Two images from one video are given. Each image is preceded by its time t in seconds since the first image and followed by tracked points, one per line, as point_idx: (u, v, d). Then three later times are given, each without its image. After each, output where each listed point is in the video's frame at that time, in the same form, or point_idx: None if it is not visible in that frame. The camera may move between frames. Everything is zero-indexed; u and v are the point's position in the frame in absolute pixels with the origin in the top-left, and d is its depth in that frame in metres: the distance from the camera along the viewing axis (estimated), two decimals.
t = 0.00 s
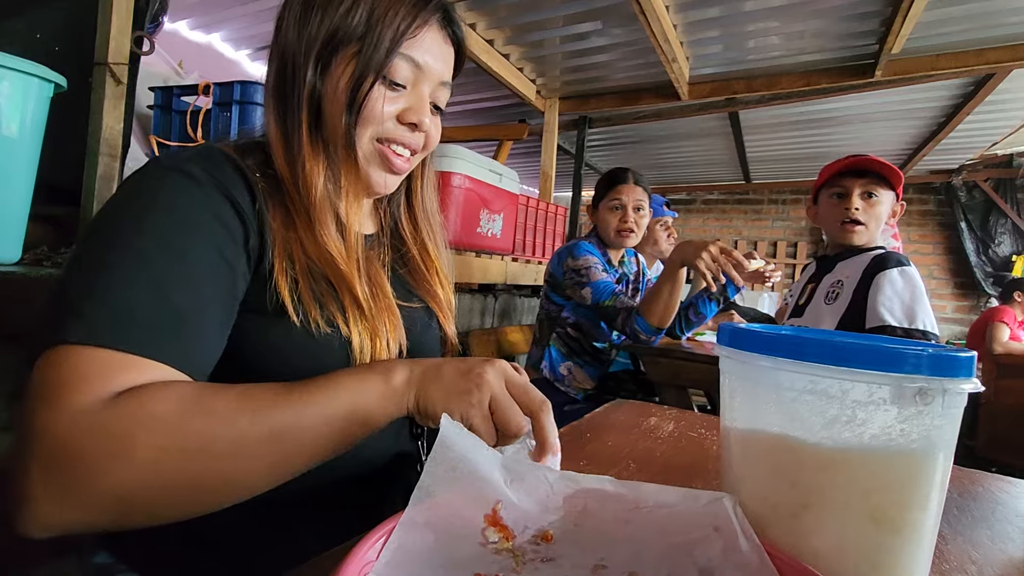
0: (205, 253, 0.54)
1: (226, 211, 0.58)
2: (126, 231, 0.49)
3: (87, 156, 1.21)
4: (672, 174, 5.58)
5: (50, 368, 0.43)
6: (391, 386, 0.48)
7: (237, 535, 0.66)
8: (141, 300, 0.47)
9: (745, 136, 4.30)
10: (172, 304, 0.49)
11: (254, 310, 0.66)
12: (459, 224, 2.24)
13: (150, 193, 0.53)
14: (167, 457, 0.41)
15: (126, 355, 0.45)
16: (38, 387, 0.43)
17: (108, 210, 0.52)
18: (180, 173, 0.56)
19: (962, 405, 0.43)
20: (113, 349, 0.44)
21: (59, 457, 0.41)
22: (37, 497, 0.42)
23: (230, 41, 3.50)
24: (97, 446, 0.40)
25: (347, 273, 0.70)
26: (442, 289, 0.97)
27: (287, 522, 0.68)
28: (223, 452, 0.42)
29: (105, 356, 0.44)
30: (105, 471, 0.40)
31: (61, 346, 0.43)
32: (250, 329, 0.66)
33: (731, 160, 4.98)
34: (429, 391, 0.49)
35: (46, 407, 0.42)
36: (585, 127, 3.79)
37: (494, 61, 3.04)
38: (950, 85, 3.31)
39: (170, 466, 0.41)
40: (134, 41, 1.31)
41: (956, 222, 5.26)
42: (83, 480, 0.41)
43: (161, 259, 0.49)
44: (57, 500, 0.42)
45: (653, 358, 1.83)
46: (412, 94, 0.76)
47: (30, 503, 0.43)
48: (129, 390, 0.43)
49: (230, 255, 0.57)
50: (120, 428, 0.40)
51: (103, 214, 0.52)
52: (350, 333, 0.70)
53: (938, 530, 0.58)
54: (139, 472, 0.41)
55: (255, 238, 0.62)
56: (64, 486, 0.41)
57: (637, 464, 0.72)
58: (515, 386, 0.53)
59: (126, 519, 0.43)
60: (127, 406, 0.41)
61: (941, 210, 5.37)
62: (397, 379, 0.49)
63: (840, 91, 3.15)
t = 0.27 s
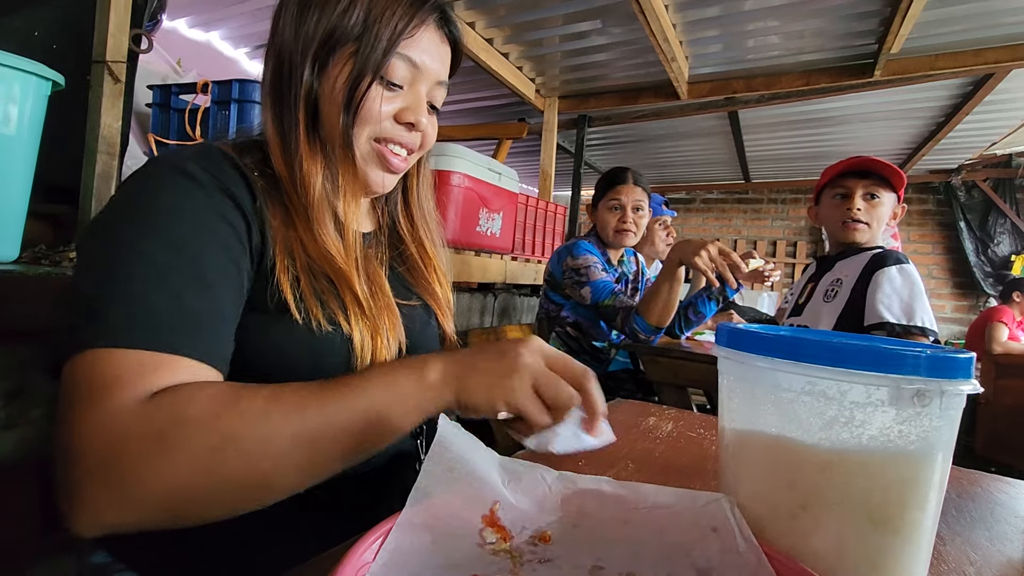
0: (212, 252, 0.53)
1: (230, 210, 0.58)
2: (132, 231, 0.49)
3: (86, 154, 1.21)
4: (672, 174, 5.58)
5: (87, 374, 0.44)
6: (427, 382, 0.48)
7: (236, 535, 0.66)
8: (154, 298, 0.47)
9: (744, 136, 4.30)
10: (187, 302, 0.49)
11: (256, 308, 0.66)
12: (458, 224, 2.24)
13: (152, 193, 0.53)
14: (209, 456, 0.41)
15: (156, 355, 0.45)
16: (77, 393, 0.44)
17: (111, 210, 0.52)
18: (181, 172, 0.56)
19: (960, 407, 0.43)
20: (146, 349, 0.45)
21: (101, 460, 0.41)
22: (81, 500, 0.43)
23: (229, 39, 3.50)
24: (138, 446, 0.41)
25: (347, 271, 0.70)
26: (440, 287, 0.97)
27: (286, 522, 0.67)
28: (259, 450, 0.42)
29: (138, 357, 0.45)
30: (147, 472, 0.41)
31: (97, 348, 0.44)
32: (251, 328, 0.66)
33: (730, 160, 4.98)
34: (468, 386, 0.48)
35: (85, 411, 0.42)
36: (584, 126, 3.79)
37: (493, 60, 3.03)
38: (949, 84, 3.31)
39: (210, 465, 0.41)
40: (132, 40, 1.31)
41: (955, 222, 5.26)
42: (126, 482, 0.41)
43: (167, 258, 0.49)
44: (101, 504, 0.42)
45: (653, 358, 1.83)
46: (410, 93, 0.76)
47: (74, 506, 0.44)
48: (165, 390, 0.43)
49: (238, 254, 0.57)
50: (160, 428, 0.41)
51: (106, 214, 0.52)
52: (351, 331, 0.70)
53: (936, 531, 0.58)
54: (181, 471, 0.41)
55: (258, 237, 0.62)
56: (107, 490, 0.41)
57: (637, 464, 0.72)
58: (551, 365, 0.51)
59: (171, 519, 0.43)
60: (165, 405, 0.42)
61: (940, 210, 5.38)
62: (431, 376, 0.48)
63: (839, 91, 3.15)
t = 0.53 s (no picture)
0: (220, 250, 0.53)
1: (235, 208, 0.58)
2: (140, 228, 0.49)
3: (86, 153, 1.21)
4: (672, 174, 5.58)
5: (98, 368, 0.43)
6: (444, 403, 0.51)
7: (237, 534, 0.66)
8: (170, 297, 0.47)
9: (744, 136, 4.30)
10: (200, 300, 0.49)
11: (258, 306, 0.65)
12: (458, 223, 2.24)
13: (158, 189, 0.53)
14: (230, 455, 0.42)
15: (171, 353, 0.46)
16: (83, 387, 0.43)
17: (117, 207, 0.52)
18: (185, 170, 0.56)
19: (961, 406, 0.43)
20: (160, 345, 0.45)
21: (113, 457, 0.41)
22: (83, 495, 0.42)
23: (228, 39, 3.49)
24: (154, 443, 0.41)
25: (350, 272, 0.70)
26: (439, 286, 0.97)
27: (288, 522, 0.67)
28: (278, 458, 0.43)
29: (153, 354, 0.45)
30: (163, 469, 0.41)
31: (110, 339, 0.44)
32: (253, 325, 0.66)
33: (730, 160, 4.98)
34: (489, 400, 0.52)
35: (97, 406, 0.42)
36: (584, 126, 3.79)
37: (493, 59, 3.03)
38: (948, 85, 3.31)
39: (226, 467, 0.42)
40: (132, 39, 1.31)
41: (954, 222, 5.27)
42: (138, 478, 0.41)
43: (175, 256, 0.49)
44: (110, 500, 0.42)
45: (652, 357, 1.83)
46: (415, 94, 0.76)
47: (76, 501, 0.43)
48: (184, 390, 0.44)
49: (245, 251, 0.57)
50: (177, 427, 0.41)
51: (111, 211, 0.52)
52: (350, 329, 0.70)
53: (936, 530, 0.58)
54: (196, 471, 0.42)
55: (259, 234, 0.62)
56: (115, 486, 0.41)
57: (638, 463, 0.72)
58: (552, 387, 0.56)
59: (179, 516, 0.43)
60: (182, 404, 0.42)
61: (939, 210, 5.38)
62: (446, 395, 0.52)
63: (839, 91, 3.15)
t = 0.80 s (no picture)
0: (218, 253, 0.53)
1: (233, 211, 0.58)
2: (141, 231, 0.49)
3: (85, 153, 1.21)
4: (671, 174, 5.59)
5: (83, 368, 0.43)
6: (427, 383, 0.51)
7: (234, 534, 0.65)
8: (162, 297, 0.47)
9: (743, 136, 4.31)
10: (196, 302, 0.49)
11: (256, 308, 0.66)
12: (457, 223, 2.24)
13: (157, 191, 0.52)
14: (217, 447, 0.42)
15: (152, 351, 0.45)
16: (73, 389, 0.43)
17: (115, 210, 0.51)
18: (184, 171, 0.56)
19: (961, 406, 0.43)
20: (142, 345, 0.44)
21: (102, 457, 0.41)
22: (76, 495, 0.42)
23: (228, 39, 3.49)
24: (139, 440, 0.40)
25: (353, 281, 0.71)
26: (435, 284, 0.98)
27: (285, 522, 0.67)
28: (262, 443, 0.43)
29: (137, 353, 0.44)
30: (151, 466, 0.41)
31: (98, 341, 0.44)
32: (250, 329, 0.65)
33: (730, 160, 4.98)
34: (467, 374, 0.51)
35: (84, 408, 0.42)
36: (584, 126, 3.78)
37: (493, 59, 3.03)
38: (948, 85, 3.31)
39: (215, 459, 0.42)
40: (132, 39, 1.31)
41: (953, 222, 5.27)
42: (129, 475, 0.41)
43: (175, 258, 0.49)
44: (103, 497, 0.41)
45: (652, 358, 1.83)
46: (428, 100, 0.76)
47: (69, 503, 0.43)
48: (160, 385, 0.43)
49: (242, 253, 0.58)
50: (160, 424, 0.41)
51: (110, 212, 0.52)
52: (355, 337, 0.71)
53: (936, 530, 0.58)
54: (186, 467, 0.41)
55: (260, 236, 0.62)
56: (105, 484, 0.41)
57: (638, 463, 0.72)
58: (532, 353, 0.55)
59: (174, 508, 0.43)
60: (161, 403, 0.41)
61: (938, 210, 5.39)
62: (425, 371, 0.51)
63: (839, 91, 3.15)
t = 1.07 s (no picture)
0: (226, 256, 0.53)
1: (239, 212, 0.58)
2: (144, 234, 0.49)
3: (85, 153, 1.21)
4: (671, 174, 5.59)
5: (119, 368, 0.44)
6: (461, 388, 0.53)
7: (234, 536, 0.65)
8: (181, 303, 0.47)
9: (743, 136, 4.31)
10: (210, 306, 0.49)
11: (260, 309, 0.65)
12: (456, 224, 2.24)
13: (161, 190, 0.52)
14: (258, 447, 0.43)
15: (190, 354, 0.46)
16: (108, 388, 0.44)
17: (125, 217, 0.50)
18: (186, 172, 0.55)
19: (957, 406, 0.43)
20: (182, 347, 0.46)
21: (149, 458, 0.42)
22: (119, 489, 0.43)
23: (228, 39, 3.49)
24: (183, 438, 0.42)
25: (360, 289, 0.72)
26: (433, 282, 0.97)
27: (283, 523, 0.67)
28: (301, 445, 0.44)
29: (174, 356, 0.45)
30: (200, 465, 0.42)
31: (124, 343, 0.45)
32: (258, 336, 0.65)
33: (729, 160, 4.98)
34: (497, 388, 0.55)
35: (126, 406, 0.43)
36: (584, 126, 3.79)
37: (492, 60, 3.03)
38: (947, 85, 3.31)
39: (256, 458, 0.43)
40: (131, 39, 1.31)
41: (952, 222, 5.28)
42: (176, 474, 0.42)
43: (184, 260, 0.49)
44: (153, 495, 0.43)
45: (652, 358, 1.83)
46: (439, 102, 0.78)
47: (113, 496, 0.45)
48: (207, 387, 0.44)
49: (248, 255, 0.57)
50: (205, 424, 0.42)
51: (112, 213, 0.51)
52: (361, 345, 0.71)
53: (932, 530, 0.58)
54: (229, 465, 0.42)
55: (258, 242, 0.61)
56: (147, 479, 0.42)
57: (636, 464, 0.72)
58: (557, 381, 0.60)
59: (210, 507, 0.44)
60: (205, 406, 0.42)
61: (937, 211, 5.39)
62: (461, 378, 0.53)
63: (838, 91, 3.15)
